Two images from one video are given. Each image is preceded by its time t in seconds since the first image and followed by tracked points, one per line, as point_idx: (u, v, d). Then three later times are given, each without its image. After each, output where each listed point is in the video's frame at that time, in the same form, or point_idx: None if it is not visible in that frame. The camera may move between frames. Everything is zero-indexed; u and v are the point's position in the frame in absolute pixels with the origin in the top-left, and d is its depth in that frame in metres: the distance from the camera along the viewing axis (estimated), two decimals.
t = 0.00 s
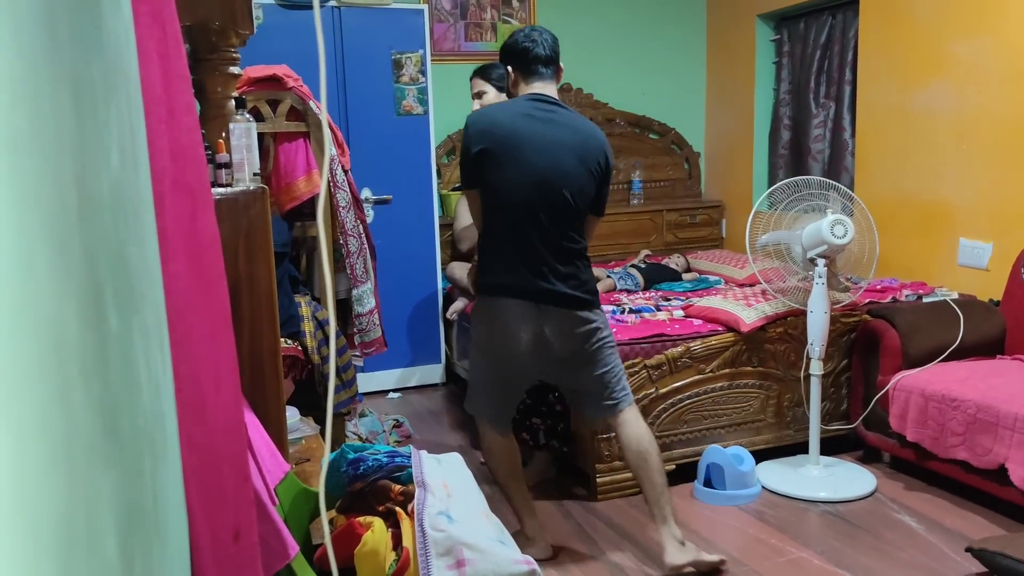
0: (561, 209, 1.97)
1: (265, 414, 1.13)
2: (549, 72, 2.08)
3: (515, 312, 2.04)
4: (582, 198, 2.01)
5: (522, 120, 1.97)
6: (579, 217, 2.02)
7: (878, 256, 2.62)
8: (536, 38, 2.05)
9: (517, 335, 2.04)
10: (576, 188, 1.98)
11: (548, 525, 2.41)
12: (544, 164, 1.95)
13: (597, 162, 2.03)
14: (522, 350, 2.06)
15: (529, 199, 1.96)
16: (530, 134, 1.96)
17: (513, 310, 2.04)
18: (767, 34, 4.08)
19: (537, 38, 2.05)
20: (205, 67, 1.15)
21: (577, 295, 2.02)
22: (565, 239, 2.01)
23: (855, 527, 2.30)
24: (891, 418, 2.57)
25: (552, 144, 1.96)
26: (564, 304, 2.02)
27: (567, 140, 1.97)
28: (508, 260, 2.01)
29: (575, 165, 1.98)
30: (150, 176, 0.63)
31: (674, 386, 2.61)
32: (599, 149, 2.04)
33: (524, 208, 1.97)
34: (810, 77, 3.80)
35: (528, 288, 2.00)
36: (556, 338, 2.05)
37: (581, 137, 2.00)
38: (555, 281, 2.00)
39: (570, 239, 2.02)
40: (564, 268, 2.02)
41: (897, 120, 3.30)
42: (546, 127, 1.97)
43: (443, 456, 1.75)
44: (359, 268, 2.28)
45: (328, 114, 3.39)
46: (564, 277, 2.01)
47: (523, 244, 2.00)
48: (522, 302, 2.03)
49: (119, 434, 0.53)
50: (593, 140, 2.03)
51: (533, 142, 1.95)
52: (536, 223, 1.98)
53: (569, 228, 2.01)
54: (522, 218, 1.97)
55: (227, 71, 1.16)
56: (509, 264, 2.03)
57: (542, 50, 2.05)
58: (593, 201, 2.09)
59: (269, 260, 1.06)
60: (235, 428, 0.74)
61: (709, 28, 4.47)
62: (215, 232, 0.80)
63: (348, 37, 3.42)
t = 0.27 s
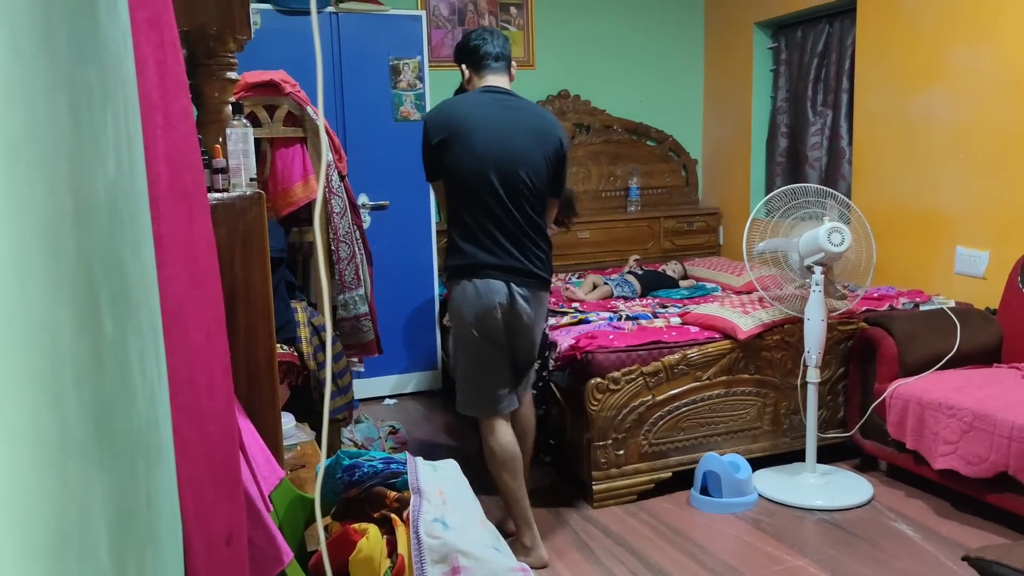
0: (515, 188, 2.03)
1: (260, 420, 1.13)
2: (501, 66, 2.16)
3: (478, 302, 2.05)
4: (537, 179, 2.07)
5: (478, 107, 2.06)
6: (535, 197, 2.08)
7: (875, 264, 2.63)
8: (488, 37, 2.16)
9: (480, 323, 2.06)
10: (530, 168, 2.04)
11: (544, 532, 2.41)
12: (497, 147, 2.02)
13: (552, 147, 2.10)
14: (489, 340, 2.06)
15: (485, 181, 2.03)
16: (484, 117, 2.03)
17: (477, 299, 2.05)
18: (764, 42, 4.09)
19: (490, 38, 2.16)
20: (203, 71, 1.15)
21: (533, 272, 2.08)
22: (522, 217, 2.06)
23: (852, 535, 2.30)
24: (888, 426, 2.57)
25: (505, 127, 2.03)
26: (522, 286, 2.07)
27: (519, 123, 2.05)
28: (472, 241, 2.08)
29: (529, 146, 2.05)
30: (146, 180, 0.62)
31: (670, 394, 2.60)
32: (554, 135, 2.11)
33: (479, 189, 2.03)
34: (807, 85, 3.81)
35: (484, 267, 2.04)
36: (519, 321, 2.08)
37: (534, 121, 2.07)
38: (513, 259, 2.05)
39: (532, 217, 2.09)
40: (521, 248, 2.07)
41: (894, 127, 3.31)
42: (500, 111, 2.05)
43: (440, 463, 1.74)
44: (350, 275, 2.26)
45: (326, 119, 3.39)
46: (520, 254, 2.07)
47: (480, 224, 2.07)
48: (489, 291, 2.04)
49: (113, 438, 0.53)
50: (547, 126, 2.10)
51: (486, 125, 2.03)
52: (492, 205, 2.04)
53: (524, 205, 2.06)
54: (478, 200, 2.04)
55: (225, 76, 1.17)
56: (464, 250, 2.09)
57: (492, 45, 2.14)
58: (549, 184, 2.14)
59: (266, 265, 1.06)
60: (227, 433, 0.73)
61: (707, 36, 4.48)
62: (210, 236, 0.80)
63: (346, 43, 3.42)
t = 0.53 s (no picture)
0: (501, 209, 2.28)
1: (263, 425, 1.13)
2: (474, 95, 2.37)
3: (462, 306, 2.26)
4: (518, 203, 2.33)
5: (468, 131, 2.27)
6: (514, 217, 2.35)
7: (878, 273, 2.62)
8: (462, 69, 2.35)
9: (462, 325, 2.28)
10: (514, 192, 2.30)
11: (545, 539, 2.41)
12: (487, 169, 2.24)
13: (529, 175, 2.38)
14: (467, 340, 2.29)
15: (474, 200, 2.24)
16: (474, 142, 2.25)
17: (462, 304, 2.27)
18: (769, 52, 4.10)
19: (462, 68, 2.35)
20: (210, 78, 1.17)
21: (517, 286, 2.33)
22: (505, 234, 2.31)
23: (854, 545, 2.29)
24: (890, 436, 2.57)
25: (493, 153, 2.27)
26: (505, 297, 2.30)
27: (505, 151, 2.29)
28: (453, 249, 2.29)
29: (514, 172, 2.30)
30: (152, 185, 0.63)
31: (673, 402, 2.60)
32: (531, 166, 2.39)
33: (469, 206, 2.25)
34: (811, 95, 3.82)
35: (470, 276, 2.26)
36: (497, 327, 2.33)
37: (517, 151, 2.34)
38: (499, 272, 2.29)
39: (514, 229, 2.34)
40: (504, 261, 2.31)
41: (897, 137, 3.31)
42: (489, 138, 2.29)
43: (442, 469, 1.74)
44: (350, 280, 2.27)
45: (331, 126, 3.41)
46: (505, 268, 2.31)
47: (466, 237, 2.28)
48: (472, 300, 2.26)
49: (120, 442, 0.53)
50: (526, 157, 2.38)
51: (476, 148, 2.24)
52: (478, 220, 2.26)
53: (507, 225, 2.32)
54: (466, 215, 2.25)
55: (231, 82, 1.18)
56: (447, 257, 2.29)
57: (467, 77, 2.35)
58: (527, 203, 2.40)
59: (271, 270, 1.06)
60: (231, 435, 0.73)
61: (711, 45, 4.49)
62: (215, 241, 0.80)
63: (352, 50, 3.44)
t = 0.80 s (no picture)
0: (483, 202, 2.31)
1: (269, 429, 1.13)
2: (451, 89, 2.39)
3: (437, 296, 2.29)
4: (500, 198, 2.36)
5: (450, 127, 2.30)
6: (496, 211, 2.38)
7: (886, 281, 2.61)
8: (435, 63, 2.37)
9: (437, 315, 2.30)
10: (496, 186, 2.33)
11: (550, 545, 2.40)
12: (469, 168, 2.28)
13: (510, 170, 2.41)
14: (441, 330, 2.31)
15: (458, 194, 2.27)
16: (457, 138, 2.28)
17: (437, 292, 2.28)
18: (777, 59, 4.10)
19: (436, 63, 2.37)
20: (218, 82, 1.18)
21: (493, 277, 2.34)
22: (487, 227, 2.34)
23: (860, 553, 2.28)
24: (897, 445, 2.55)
25: (475, 149, 2.30)
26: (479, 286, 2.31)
27: (487, 146, 2.32)
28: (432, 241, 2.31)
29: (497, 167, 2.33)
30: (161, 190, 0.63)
31: (679, 409, 2.59)
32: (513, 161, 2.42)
33: (452, 202, 2.27)
34: (819, 102, 3.81)
35: (447, 267, 2.28)
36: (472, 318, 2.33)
37: (499, 146, 2.37)
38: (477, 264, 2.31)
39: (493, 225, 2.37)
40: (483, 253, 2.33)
41: (906, 145, 3.30)
42: (471, 134, 2.31)
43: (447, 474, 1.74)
44: (358, 285, 2.28)
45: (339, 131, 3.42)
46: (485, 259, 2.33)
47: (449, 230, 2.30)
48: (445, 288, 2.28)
49: (127, 446, 0.54)
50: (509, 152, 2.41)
51: (457, 143, 2.28)
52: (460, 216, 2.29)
53: (488, 218, 2.35)
54: (448, 212, 2.28)
55: (239, 86, 1.19)
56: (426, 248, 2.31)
57: (442, 72, 2.36)
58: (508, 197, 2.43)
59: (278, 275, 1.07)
60: (238, 439, 0.73)
61: (719, 52, 4.49)
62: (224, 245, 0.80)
63: (360, 55, 3.45)
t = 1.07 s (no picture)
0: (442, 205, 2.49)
1: (273, 432, 1.13)
2: (427, 93, 2.56)
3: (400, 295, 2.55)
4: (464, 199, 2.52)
5: (416, 135, 2.49)
6: (463, 214, 2.55)
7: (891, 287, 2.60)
8: (411, 69, 2.54)
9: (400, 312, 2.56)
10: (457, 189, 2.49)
11: (553, 550, 2.40)
12: (429, 174, 2.46)
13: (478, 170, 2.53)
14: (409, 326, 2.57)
15: (418, 197, 2.48)
16: (420, 146, 2.47)
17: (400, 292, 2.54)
18: (782, 64, 4.10)
19: (413, 68, 2.54)
20: (224, 85, 1.18)
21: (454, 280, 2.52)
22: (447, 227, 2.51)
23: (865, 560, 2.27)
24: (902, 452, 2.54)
25: (435, 154, 2.47)
26: (441, 286, 2.51)
27: (449, 151, 2.47)
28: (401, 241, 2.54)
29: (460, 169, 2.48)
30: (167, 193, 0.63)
31: (682, 414, 2.59)
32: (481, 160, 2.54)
33: (412, 204, 2.49)
34: (824, 107, 3.81)
35: (406, 266, 2.51)
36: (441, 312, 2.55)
37: (466, 149, 2.50)
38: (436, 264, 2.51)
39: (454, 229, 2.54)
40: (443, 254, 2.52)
41: (911, 151, 3.30)
42: (434, 139, 2.49)
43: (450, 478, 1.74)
44: (364, 289, 2.28)
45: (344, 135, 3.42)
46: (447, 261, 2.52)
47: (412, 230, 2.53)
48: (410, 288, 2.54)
49: (132, 448, 0.54)
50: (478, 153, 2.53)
51: (417, 150, 2.46)
52: (423, 217, 2.50)
53: (450, 220, 2.52)
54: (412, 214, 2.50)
55: (245, 90, 1.19)
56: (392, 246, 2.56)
57: (416, 77, 2.54)
58: (476, 200, 2.58)
59: (283, 278, 1.07)
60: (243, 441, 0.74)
61: (724, 57, 4.49)
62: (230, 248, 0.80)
63: (365, 59, 3.46)
